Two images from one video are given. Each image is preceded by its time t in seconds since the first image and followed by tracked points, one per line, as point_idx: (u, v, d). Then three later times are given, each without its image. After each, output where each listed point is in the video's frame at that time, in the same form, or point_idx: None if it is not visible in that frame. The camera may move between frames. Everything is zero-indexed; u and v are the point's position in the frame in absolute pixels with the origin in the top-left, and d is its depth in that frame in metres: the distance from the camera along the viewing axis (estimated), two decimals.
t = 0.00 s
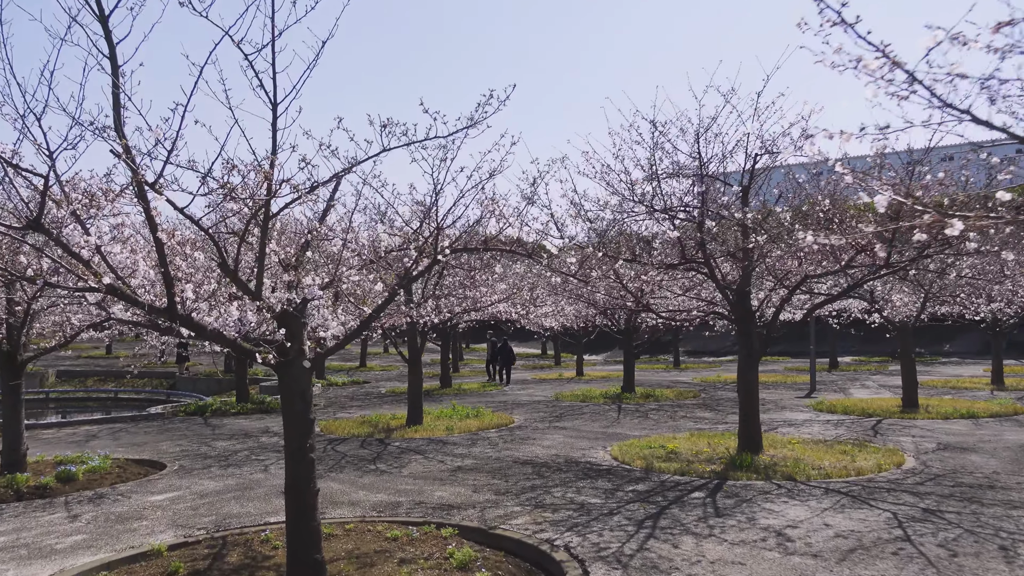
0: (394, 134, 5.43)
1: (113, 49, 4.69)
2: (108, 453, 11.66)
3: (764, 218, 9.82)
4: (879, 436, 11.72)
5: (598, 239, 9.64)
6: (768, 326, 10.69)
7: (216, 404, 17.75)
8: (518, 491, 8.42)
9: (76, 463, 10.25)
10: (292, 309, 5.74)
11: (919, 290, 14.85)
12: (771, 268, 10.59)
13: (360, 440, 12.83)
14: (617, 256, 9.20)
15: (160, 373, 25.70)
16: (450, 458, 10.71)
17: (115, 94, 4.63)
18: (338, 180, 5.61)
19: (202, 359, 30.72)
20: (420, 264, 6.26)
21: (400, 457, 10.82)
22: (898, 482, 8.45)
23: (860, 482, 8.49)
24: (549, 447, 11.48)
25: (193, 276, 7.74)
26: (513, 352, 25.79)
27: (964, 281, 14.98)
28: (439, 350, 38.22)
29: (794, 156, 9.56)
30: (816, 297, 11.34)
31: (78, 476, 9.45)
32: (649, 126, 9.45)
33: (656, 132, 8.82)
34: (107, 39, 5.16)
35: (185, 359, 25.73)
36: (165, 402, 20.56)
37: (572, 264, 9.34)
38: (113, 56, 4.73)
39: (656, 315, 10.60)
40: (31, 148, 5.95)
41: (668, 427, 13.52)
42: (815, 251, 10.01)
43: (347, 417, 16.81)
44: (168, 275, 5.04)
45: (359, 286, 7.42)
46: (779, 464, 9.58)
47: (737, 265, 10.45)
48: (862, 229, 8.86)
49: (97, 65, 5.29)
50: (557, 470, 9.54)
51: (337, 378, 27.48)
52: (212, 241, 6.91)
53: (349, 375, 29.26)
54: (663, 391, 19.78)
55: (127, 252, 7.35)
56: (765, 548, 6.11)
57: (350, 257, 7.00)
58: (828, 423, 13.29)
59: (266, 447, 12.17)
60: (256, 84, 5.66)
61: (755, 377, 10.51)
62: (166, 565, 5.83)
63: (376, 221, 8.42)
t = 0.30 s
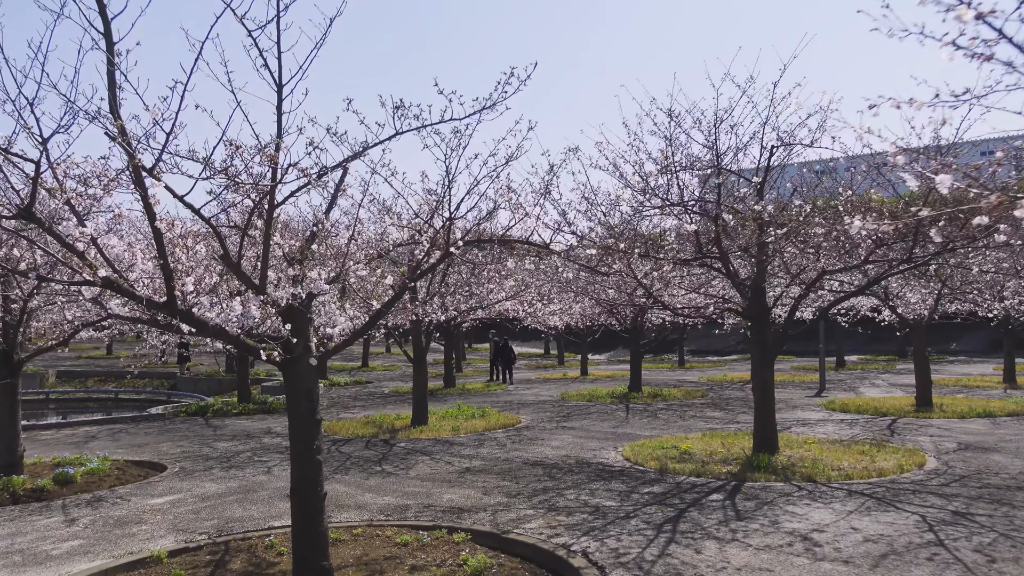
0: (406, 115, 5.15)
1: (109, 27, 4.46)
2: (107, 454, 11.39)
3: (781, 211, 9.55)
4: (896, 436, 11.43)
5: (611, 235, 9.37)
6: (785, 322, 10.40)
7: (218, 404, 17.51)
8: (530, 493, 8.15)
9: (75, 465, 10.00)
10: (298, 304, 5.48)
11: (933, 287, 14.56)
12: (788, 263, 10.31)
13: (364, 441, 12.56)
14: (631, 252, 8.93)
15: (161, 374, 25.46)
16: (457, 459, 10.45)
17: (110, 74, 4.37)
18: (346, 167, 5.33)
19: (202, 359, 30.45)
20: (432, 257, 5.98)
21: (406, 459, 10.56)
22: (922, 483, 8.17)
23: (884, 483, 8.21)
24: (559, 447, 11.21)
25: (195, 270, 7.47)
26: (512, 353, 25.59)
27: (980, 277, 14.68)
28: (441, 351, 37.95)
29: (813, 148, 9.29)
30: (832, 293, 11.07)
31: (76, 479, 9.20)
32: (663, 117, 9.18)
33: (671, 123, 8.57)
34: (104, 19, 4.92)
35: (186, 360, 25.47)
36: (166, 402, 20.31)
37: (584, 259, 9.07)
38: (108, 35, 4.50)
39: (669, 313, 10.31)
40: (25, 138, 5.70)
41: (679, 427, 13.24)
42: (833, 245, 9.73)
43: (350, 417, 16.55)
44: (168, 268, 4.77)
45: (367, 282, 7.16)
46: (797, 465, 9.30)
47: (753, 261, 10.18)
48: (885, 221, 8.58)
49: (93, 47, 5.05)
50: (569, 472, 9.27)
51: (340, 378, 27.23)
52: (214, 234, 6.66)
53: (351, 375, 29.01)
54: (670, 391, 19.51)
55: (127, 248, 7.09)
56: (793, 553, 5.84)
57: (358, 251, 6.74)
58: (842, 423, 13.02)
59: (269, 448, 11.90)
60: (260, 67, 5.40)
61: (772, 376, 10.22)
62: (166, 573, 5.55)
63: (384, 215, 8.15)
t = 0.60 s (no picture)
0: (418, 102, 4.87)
1: (106, 10, 4.20)
2: (107, 458, 11.14)
3: (800, 210, 9.28)
4: (915, 441, 11.14)
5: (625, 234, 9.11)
6: (802, 324, 10.12)
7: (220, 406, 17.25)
8: (543, 500, 7.88)
9: (73, 469, 9.74)
10: (305, 306, 5.21)
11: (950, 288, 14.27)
12: (806, 264, 10.03)
13: (369, 445, 12.29)
14: (645, 251, 8.66)
15: (162, 374, 25.22)
16: (466, 463, 10.18)
17: (106, 61, 4.11)
18: (356, 161, 5.07)
19: (204, 359, 30.20)
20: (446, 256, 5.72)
21: (413, 463, 10.29)
22: (949, 491, 7.88)
23: (909, 492, 7.93)
24: (570, 452, 10.93)
25: (197, 269, 7.20)
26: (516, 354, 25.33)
27: (997, 278, 14.39)
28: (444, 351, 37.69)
29: (833, 144, 9.02)
30: (850, 294, 10.79)
31: (74, 484, 8.93)
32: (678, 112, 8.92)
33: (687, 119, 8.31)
34: (101, 4, 4.67)
35: (187, 360, 25.23)
36: (167, 404, 20.06)
37: (597, 259, 8.80)
38: (106, 19, 4.24)
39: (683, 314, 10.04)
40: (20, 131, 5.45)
41: (691, 430, 12.96)
42: (854, 244, 9.45)
43: (354, 419, 16.27)
44: (168, 267, 4.51)
45: (376, 282, 6.89)
46: (817, 471, 9.02)
47: (770, 261, 9.91)
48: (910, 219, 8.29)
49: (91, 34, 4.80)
50: (582, 478, 8.99)
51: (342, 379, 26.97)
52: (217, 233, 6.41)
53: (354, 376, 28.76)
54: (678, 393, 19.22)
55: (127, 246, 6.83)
56: (824, 568, 5.55)
57: (367, 250, 6.46)
58: (858, 427, 12.74)
59: (272, 451, 11.65)
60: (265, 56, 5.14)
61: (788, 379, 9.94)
62: None
63: (392, 214, 7.88)
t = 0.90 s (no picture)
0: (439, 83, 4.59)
1: None
2: (107, 459, 10.88)
3: (821, 204, 9.00)
4: (936, 442, 10.85)
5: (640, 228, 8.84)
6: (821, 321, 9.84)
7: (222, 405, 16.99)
8: (559, 503, 7.60)
9: (72, 470, 9.48)
10: (315, 300, 4.96)
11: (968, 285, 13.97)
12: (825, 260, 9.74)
13: (376, 445, 12.02)
14: (662, 245, 8.40)
15: (164, 373, 24.97)
16: (475, 464, 9.90)
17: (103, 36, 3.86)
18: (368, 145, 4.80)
19: (206, 358, 29.94)
20: (461, 247, 5.44)
21: (422, 464, 10.02)
22: (980, 494, 7.60)
23: (938, 495, 7.64)
24: (582, 453, 10.65)
25: (200, 263, 6.93)
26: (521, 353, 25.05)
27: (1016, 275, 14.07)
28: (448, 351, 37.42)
29: (855, 136, 8.74)
30: (870, 291, 10.50)
31: (73, 486, 8.67)
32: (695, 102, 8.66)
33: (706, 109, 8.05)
34: None
35: (189, 359, 24.97)
36: (168, 403, 19.80)
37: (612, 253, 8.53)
38: None
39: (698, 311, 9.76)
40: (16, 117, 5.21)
41: (704, 431, 12.68)
42: (876, 239, 9.17)
43: (359, 419, 16.00)
44: (170, 257, 4.25)
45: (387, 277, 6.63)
46: (838, 472, 8.74)
47: (789, 257, 9.63)
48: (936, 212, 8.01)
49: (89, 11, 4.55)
50: (597, 480, 8.71)
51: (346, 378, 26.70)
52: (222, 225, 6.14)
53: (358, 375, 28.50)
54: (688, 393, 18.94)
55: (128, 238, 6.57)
56: None
57: (378, 242, 6.19)
58: (875, 427, 12.44)
59: (277, 451, 11.37)
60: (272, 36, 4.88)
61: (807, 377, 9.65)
62: None
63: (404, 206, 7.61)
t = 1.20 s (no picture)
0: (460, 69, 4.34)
1: None
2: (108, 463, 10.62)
3: (844, 200, 8.74)
4: (959, 445, 10.57)
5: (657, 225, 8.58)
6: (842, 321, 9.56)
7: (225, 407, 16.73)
8: (576, 511, 7.33)
9: (72, 475, 9.21)
10: (328, 300, 4.71)
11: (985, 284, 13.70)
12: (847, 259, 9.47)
13: (383, 448, 11.75)
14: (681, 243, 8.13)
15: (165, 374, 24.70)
16: (487, 469, 9.63)
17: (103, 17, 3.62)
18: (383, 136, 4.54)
19: (208, 359, 29.67)
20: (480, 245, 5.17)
21: (431, 469, 9.75)
22: (1014, 501, 7.33)
23: (970, 502, 7.37)
24: (595, 456, 10.38)
25: (205, 262, 6.66)
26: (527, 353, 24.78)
27: None
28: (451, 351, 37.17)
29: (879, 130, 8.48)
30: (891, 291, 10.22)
31: (74, 492, 8.40)
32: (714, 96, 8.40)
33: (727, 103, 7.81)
34: None
35: (191, 360, 24.71)
36: (170, 405, 19.54)
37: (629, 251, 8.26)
38: None
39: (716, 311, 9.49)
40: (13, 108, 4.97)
41: (718, 433, 12.41)
42: (900, 237, 8.90)
43: (365, 421, 15.73)
44: (174, 254, 3.99)
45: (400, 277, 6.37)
46: (863, 478, 8.46)
47: (809, 255, 9.36)
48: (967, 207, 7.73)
49: None
50: (614, 486, 8.43)
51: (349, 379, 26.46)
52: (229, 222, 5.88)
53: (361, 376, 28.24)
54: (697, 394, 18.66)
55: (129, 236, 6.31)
56: None
57: (391, 240, 5.92)
58: (894, 430, 12.16)
59: (282, 455, 11.10)
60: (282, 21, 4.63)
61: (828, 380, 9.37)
62: None
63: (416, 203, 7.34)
